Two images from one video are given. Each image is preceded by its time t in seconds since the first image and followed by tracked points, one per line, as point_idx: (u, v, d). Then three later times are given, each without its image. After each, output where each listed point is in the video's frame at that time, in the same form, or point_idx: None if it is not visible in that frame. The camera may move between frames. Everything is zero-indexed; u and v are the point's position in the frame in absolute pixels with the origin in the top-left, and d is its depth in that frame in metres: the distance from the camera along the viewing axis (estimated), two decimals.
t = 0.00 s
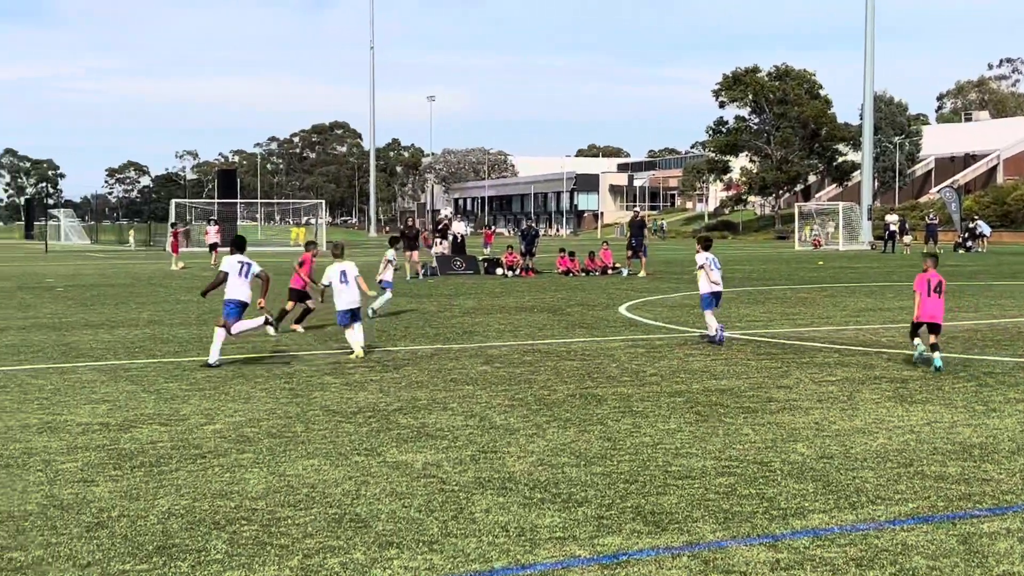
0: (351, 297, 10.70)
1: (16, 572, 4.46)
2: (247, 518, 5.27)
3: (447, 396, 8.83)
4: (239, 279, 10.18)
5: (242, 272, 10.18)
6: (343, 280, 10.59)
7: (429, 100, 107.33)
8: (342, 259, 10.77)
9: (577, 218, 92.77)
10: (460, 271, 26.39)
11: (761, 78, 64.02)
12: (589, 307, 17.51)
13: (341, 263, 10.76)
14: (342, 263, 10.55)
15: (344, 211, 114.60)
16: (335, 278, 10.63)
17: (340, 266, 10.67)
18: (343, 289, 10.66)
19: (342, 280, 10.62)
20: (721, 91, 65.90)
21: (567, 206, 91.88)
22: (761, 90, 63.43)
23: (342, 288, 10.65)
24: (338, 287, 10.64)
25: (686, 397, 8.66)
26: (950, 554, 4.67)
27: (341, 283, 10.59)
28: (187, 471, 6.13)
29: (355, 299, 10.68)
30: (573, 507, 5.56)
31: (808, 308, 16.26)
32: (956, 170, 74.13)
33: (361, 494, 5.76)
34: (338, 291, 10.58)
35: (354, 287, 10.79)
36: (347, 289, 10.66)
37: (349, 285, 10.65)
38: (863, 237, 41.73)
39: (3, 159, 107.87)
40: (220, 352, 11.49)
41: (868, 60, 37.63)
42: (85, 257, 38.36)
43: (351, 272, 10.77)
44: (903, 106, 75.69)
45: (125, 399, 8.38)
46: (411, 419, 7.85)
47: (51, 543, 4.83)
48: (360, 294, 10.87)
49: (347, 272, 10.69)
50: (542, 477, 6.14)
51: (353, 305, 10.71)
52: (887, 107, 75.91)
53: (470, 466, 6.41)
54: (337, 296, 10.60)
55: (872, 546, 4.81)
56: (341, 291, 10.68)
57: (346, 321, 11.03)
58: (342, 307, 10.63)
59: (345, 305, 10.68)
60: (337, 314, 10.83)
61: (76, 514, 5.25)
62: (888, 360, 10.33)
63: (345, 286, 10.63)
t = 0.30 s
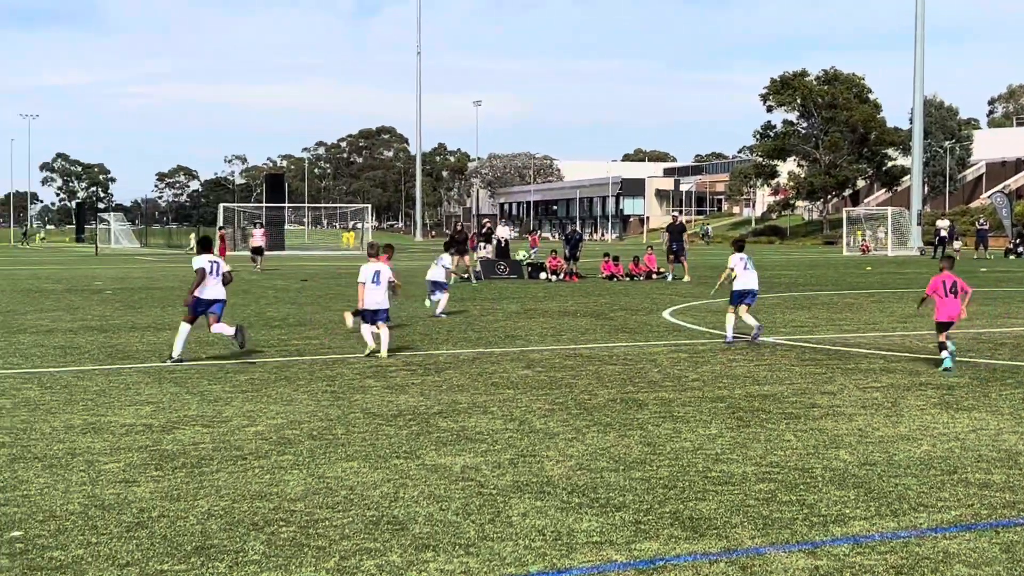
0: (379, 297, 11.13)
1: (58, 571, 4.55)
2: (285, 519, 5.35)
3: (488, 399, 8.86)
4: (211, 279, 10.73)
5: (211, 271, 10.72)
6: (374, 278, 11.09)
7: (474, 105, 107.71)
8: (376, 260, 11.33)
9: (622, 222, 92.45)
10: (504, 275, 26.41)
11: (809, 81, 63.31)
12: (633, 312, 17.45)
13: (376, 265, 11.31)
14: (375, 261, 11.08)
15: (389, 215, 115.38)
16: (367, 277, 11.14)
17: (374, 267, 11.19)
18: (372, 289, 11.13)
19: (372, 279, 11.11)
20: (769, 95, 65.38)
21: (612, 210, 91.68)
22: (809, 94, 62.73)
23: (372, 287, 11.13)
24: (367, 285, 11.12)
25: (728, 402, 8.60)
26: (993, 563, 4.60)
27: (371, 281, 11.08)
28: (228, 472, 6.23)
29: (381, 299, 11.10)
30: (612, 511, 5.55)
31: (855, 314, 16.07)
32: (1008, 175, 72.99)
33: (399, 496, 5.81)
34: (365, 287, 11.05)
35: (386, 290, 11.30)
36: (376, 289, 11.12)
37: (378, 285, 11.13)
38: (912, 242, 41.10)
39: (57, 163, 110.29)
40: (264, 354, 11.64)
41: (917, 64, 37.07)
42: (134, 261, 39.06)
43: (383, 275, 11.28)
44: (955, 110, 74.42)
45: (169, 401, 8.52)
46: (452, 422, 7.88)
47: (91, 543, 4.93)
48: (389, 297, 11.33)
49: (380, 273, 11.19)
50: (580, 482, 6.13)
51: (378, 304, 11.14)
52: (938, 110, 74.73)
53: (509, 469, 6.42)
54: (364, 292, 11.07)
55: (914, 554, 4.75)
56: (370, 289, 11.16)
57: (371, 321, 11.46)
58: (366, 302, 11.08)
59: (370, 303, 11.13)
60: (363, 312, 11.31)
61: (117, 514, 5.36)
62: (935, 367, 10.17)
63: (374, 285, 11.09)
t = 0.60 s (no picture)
0: (386, 300, 11.62)
1: (80, 571, 4.60)
2: (307, 521, 5.38)
3: (512, 403, 8.86)
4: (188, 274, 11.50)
5: (187, 268, 11.42)
6: (383, 281, 11.58)
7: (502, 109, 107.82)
8: (388, 264, 11.82)
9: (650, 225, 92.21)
10: (531, 278, 26.43)
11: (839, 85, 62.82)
12: (660, 316, 17.40)
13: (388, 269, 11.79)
14: (385, 265, 11.57)
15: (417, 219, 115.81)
16: (376, 280, 11.63)
17: (385, 270, 11.68)
18: (381, 291, 11.63)
19: (381, 282, 11.60)
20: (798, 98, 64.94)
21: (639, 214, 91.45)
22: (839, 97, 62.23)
23: (381, 289, 11.62)
24: (376, 288, 11.61)
25: (754, 406, 8.55)
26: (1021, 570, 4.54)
27: (379, 284, 11.58)
28: (251, 474, 6.28)
29: (389, 301, 11.60)
30: (634, 515, 5.54)
31: (884, 318, 15.93)
32: None
33: (421, 499, 5.83)
34: (373, 289, 11.56)
35: (395, 294, 11.76)
36: (384, 292, 11.61)
37: (387, 288, 11.60)
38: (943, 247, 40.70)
39: (90, 166, 111.78)
40: (290, 356, 11.73)
41: (948, 67, 36.69)
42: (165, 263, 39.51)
43: (393, 279, 11.74)
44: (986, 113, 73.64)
45: (195, 402, 8.61)
46: (475, 425, 7.90)
47: (114, 543, 4.98)
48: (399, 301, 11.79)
49: (390, 277, 11.66)
50: (603, 486, 6.12)
51: (386, 306, 11.63)
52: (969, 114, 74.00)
53: (532, 473, 6.42)
54: (373, 294, 11.58)
55: (939, 560, 4.70)
56: (379, 292, 11.66)
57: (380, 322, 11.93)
58: (373, 304, 11.59)
59: (377, 305, 11.63)
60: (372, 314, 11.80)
61: (140, 515, 5.42)
62: (964, 372, 10.05)
63: (383, 288, 11.57)
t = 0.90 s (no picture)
0: (385, 301, 12.01)
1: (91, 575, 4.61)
2: (318, 525, 5.37)
3: (524, 405, 8.85)
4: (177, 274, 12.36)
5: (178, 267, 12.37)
6: (382, 284, 12.00)
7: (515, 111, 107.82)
8: (387, 268, 12.20)
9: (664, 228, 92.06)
10: (544, 280, 26.41)
11: (853, 87, 62.54)
12: (673, 318, 17.36)
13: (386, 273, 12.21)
14: (383, 268, 12.00)
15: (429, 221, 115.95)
16: (377, 283, 12.06)
17: (383, 273, 12.10)
18: (381, 293, 12.02)
19: (381, 284, 12.01)
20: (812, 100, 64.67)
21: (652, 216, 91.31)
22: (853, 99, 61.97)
23: (380, 291, 12.03)
24: (376, 290, 12.01)
25: (768, 410, 8.51)
26: None
27: (379, 286, 11.99)
28: (262, 476, 6.28)
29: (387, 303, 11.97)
30: (647, 519, 5.51)
31: (899, 321, 15.87)
32: None
33: (433, 502, 5.81)
34: (374, 292, 11.96)
35: (394, 296, 12.13)
36: (383, 294, 12.01)
37: (386, 290, 12.01)
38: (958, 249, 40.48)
39: (104, 169, 112.32)
40: (302, 358, 11.75)
41: (963, 68, 36.49)
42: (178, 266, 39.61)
43: (392, 282, 12.14)
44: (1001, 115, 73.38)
45: (207, 405, 8.63)
46: (488, 428, 7.89)
47: (125, 546, 4.99)
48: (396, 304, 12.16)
49: (389, 280, 12.07)
50: (615, 489, 6.10)
51: (384, 308, 12.02)
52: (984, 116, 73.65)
53: (544, 476, 6.40)
54: (373, 296, 11.98)
55: (954, 564, 4.66)
56: (379, 294, 12.06)
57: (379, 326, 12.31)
58: (374, 306, 11.99)
59: (377, 307, 12.02)
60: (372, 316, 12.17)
61: (151, 518, 5.43)
62: (980, 375, 9.99)
63: (382, 290, 11.98)
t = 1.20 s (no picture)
0: (379, 300, 12.25)
1: None
2: (322, 528, 5.35)
3: (527, 408, 8.83)
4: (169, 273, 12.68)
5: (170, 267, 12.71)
6: (375, 283, 12.18)
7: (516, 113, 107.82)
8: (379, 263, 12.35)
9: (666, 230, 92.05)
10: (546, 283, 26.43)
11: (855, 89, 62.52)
12: (675, 320, 17.34)
13: (379, 269, 12.35)
14: (376, 267, 12.16)
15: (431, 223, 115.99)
16: (370, 280, 12.23)
17: (376, 270, 12.26)
18: (374, 291, 12.23)
19: (374, 283, 12.19)
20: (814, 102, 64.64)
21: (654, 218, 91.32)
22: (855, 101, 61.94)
23: (373, 290, 12.22)
24: (369, 288, 12.22)
25: (771, 412, 8.49)
26: None
27: (372, 285, 12.18)
28: (266, 479, 6.28)
29: (380, 302, 12.21)
30: (651, 522, 5.49)
31: (899, 323, 15.87)
32: None
33: (437, 505, 5.80)
34: (367, 290, 12.17)
35: (386, 296, 12.35)
36: (375, 292, 12.21)
37: (379, 288, 12.19)
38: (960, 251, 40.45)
39: (106, 171, 112.42)
40: (305, 361, 11.75)
41: (965, 70, 36.46)
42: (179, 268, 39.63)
43: (385, 280, 12.31)
44: (1003, 117, 73.40)
45: (210, 407, 8.63)
46: (490, 430, 7.87)
47: (128, 549, 4.98)
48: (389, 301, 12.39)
49: (382, 277, 12.23)
50: (619, 493, 6.08)
51: (378, 307, 12.26)
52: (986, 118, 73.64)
53: (547, 479, 6.39)
54: (365, 295, 12.20)
55: (960, 568, 4.65)
56: (371, 292, 12.28)
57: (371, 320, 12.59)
58: (367, 304, 12.23)
59: (370, 305, 12.26)
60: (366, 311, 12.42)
61: (154, 521, 5.42)
62: (983, 378, 9.97)
63: (375, 289, 12.18)
